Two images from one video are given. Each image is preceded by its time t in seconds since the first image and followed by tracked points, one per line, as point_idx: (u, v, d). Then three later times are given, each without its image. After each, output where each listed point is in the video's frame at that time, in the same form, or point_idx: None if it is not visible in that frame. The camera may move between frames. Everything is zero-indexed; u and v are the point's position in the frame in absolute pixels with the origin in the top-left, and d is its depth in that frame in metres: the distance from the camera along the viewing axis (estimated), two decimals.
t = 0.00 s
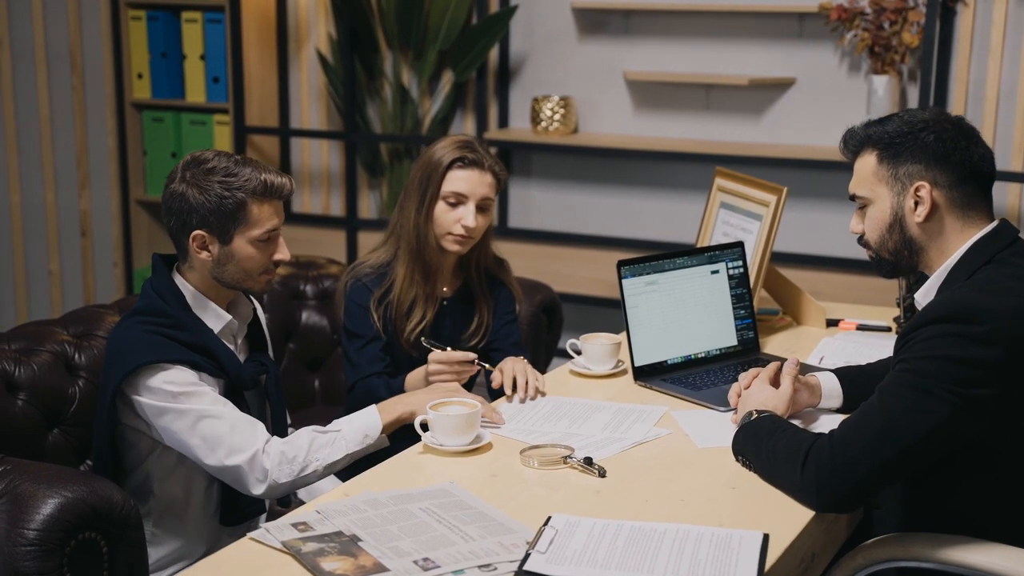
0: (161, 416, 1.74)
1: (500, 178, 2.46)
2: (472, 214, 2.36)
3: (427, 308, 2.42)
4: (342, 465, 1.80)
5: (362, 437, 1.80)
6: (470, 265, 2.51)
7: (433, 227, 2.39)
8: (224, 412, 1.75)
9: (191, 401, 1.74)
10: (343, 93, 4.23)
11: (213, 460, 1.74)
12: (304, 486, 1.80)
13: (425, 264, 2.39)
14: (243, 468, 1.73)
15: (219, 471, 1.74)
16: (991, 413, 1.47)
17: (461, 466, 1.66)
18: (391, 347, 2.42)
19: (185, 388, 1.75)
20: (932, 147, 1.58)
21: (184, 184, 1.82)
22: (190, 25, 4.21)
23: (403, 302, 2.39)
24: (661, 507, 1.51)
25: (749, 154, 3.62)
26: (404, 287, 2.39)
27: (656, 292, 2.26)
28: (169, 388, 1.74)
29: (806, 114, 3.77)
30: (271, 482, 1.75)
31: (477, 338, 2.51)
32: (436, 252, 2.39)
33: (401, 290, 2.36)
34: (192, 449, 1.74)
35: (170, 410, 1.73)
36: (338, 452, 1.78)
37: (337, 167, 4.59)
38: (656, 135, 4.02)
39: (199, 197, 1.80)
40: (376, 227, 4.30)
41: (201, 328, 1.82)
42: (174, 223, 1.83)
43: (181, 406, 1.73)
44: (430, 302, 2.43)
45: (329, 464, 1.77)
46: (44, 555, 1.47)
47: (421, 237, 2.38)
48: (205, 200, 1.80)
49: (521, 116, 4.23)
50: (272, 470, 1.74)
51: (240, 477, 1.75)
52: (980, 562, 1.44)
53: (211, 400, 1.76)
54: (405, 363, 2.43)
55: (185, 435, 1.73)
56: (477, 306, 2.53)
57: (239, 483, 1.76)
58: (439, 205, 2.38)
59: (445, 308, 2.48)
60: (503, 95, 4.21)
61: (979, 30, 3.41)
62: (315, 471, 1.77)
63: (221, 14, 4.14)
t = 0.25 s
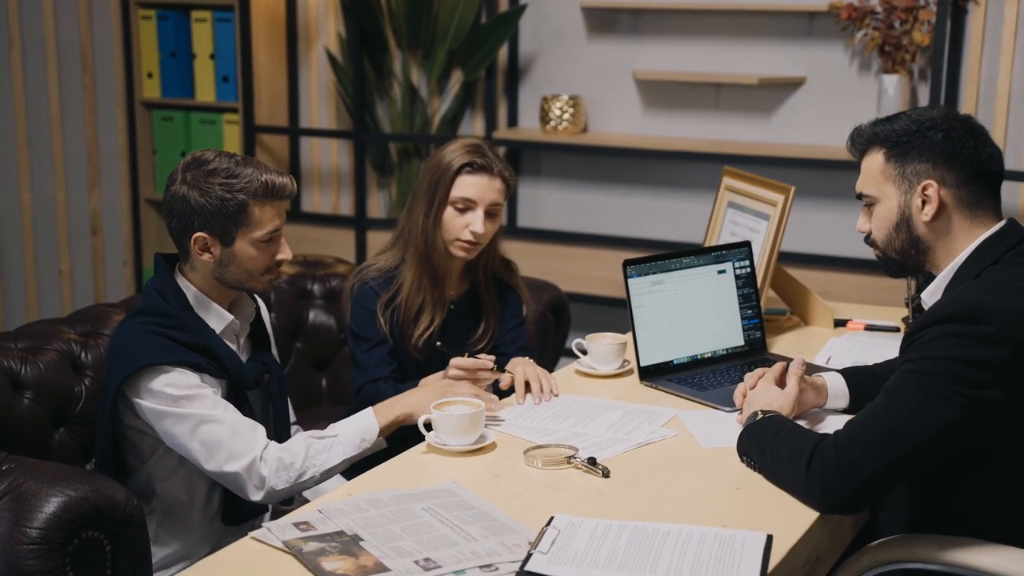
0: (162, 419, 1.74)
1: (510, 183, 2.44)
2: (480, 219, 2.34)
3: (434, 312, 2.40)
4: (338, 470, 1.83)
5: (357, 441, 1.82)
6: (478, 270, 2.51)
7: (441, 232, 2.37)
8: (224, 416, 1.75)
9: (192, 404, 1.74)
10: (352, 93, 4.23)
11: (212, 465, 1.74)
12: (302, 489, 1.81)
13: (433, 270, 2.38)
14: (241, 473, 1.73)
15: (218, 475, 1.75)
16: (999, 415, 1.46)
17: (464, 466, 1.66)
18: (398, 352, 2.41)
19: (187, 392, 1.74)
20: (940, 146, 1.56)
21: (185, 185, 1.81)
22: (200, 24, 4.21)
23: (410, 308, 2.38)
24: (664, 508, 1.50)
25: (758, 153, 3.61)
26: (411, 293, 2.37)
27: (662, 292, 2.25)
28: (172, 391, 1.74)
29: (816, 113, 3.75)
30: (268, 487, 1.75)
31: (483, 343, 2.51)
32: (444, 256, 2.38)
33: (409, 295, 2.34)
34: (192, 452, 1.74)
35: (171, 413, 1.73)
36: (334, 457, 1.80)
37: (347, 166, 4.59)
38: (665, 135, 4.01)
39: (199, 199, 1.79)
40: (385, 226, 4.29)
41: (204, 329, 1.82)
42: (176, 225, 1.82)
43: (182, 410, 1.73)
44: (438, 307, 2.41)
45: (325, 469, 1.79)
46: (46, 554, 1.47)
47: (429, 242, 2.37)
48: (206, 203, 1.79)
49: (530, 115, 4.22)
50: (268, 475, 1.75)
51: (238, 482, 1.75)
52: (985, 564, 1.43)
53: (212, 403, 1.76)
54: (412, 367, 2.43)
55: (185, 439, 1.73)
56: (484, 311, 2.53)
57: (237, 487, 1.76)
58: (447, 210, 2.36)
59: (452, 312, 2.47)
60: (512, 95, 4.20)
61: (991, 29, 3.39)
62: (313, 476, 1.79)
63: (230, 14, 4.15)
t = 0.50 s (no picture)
0: (144, 435, 1.76)
1: (518, 187, 2.43)
2: (487, 224, 2.33)
3: (441, 316, 2.39)
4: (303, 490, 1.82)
5: (315, 458, 1.80)
6: (485, 273, 2.49)
7: (448, 236, 2.36)
8: (205, 444, 1.75)
9: (176, 428, 1.75)
10: (362, 93, 4.23)
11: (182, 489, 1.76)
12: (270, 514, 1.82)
13: (439, 275, 2.37)
14: (207, 504, 1.75)
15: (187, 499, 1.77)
16: (1002, 415, 1.46)
17: (468, 466, 1.65)
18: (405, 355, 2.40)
19: (172, 414, 1.75)
20: (948, 145, 1.55)
21: (187, 190, 1.82)
22: (211, 24, 4.22)
23: (416, 312, 2.37)
24: (668, 510, 1.49)
25: (769, 153, 3.59)
26: (417, 297, 2.37)
27: (669, 292, 2.24)
28: (160, 411, 1.75)
29: (827, 113, 3.74)
30: (232, 517, 1.77)
31: (490, 346, 2.50)
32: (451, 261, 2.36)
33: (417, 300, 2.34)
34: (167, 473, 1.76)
35: (154, 433, 1.74)
36: (295, 481, 1.78)
37: (357, 166, 4.59)
38: (675, 135, 4.00)
39: (201, 203, 1.80)
40: (395, 226, 4.29)
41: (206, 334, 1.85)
42: (179, 230, 1.83)
43: (164, 433, 1.74)
44: (445, 312, 2.40)
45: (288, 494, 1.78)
46: (49, 553, 1.47)
47: (436, 246, 2.35)
48: (208, 207, 1.80)
49: (541, 115, 4.21)
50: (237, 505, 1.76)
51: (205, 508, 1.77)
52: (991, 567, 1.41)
53: (197, 429, 1.76)
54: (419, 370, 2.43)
55: (162, 460, 1.75)
56: (491, 314, 2.52)
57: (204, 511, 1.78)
58: (454, 215, 2.34)
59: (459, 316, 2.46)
60: (522, 94, 4.20)
61: (1004, 28, 3.37)
62: (278, 502, 1.78)
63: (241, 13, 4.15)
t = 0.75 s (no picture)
0: (124, 446, 1.76)
1: (522, 187, 2.42)
2: (490, 226, 2.32)
3: (445, 318, 2.39)
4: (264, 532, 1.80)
5: (287, 505, 1.81)
6: (489, 273, 2.49)
7: (451, 237, 2.35)
8: (182, 466, 1.74)
9: (156, 444, 1.74)
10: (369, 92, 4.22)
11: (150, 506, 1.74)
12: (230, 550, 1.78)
13: (443, 278, 2.36)
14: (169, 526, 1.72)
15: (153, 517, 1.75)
16: (1008, 417, 1.44)
17: (470, 467, 1.65)
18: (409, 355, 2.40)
19: (156, 430, 1.75)
20: (951, 146, 1.54)
21: (184, 195, 1.82)
22: (218, 23, 4.22)
23: (420, 313, 2.36)
24: (668, 511, 1.48)
25: (776, 153, 3.58)
26: (421, 298, 2.36)
27: (673, 293, 2.23)
28: (141, 423, 1.75)
29: (835, 113, 3.72)
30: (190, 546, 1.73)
31: (493, 347, 2.50)
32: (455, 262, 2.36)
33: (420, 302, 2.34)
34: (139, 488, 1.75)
35: (135, 445, 1.74)
36: (262, 522, 1.77)
37: (364, 165, 4.59)
38: (682, 135, 3.98)
39: (198, 208, 1.80)
40: (402, 225, 4.29)
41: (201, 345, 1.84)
42: (175, 235, 1.83)
43: (144, 447, 1.73)
44: (448, 313, 2.39)
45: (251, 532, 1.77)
46: (49, 553, 1.47)
47: (440, 247, 2.35)
48: (205, 212, 1.80)
49: (548, 114, 4.20)
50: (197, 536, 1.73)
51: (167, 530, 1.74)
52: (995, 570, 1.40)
53: (178, 450, 1.75)
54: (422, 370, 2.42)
55: (135, 474, 1.74)
56: (495, 315, 2.51)
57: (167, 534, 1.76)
58: (457, 217, 2.34)
59: (462, 316, 2.46)
60: (529, 94, 4.19)
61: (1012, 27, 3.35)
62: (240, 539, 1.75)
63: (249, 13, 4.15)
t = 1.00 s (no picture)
0: (125, 457, 1.76)
1: (528, 188, 2.41)
2: (495, 227, 2.31)
3: (449, 318, 2.38)
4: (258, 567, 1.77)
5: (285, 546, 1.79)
6: (493, 274, 2.48)
7: (457, 238, 2.34)
8: (178, 479, 1.74)
9: (154, 455, 1.75)
10: (377, 92, 4.22)
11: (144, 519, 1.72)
12: None
13: (448, 278, 2.36)
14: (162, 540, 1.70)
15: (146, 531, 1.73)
16: (1015, 421, 1.43)
17: (471, 469, 1.64)
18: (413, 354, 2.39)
19: (155, 441, 1.76)
20: (957, 146, 1.53)
21: (177, 199, 1.82)
22: (226, 23, 4.22)
23: (425, 313, 2.35)
24: (670, 514, 1.47)
25: (784, 153, 3.56)
26: (426, 299, 2.35)
27: (678, 294, 2.21)
28: (143, 434, 1.76)
29: (844, 113, 3.70)
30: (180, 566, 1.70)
31: (497, 347, 2.49)
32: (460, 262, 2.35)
33: (424, 303, 2.34)
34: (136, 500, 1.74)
35: (132, 454, 1.74)
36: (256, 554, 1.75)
37: (372, 165, 4.59)
38: (690, 135, 3.97)
39: (190, 213, 1.80)
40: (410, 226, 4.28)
41: (199, 351, 1.83)
42: (168, 239, 1.84)
43: (141, 456, 1.74)
44: (453, 314, 2.39)
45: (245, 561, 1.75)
46: (48, 554, 1.47)
47: (445, 247, 2.34)
48: (197, 216, 1.80)
49: (556, 115, 4.19)
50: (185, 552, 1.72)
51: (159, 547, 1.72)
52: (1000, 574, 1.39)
53: (175, 463, 1.75)
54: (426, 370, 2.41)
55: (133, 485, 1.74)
56: (500, 316, 2.50)
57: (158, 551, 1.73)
58: (462, 217, 2.33)
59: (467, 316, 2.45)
60: (537, 94, 4.18)
61: None
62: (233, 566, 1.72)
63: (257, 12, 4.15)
